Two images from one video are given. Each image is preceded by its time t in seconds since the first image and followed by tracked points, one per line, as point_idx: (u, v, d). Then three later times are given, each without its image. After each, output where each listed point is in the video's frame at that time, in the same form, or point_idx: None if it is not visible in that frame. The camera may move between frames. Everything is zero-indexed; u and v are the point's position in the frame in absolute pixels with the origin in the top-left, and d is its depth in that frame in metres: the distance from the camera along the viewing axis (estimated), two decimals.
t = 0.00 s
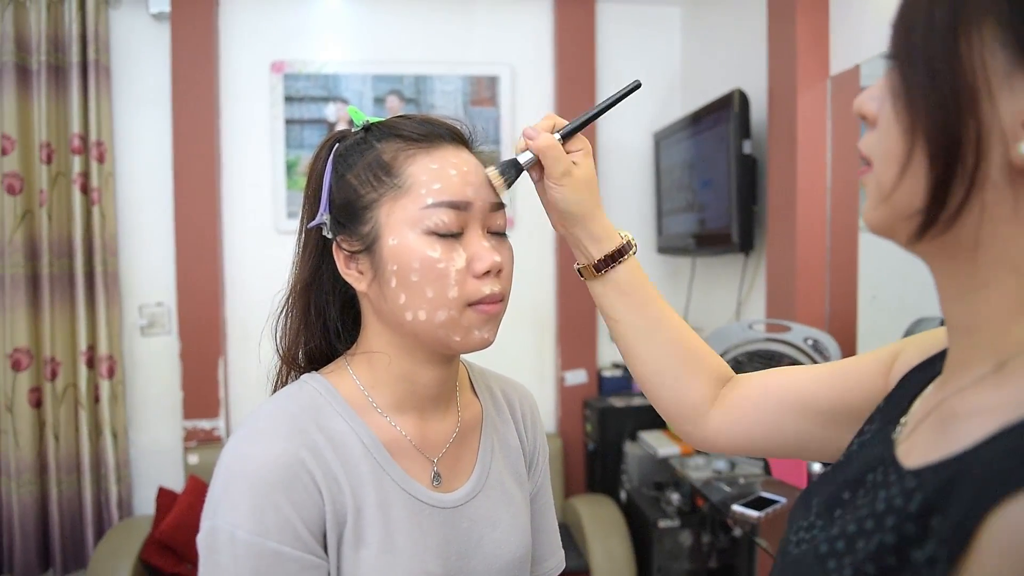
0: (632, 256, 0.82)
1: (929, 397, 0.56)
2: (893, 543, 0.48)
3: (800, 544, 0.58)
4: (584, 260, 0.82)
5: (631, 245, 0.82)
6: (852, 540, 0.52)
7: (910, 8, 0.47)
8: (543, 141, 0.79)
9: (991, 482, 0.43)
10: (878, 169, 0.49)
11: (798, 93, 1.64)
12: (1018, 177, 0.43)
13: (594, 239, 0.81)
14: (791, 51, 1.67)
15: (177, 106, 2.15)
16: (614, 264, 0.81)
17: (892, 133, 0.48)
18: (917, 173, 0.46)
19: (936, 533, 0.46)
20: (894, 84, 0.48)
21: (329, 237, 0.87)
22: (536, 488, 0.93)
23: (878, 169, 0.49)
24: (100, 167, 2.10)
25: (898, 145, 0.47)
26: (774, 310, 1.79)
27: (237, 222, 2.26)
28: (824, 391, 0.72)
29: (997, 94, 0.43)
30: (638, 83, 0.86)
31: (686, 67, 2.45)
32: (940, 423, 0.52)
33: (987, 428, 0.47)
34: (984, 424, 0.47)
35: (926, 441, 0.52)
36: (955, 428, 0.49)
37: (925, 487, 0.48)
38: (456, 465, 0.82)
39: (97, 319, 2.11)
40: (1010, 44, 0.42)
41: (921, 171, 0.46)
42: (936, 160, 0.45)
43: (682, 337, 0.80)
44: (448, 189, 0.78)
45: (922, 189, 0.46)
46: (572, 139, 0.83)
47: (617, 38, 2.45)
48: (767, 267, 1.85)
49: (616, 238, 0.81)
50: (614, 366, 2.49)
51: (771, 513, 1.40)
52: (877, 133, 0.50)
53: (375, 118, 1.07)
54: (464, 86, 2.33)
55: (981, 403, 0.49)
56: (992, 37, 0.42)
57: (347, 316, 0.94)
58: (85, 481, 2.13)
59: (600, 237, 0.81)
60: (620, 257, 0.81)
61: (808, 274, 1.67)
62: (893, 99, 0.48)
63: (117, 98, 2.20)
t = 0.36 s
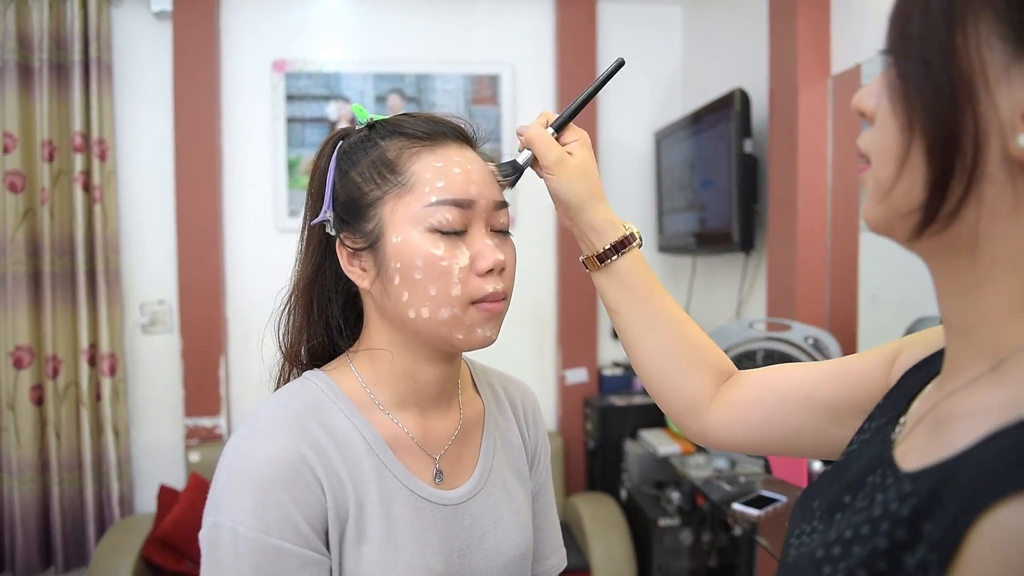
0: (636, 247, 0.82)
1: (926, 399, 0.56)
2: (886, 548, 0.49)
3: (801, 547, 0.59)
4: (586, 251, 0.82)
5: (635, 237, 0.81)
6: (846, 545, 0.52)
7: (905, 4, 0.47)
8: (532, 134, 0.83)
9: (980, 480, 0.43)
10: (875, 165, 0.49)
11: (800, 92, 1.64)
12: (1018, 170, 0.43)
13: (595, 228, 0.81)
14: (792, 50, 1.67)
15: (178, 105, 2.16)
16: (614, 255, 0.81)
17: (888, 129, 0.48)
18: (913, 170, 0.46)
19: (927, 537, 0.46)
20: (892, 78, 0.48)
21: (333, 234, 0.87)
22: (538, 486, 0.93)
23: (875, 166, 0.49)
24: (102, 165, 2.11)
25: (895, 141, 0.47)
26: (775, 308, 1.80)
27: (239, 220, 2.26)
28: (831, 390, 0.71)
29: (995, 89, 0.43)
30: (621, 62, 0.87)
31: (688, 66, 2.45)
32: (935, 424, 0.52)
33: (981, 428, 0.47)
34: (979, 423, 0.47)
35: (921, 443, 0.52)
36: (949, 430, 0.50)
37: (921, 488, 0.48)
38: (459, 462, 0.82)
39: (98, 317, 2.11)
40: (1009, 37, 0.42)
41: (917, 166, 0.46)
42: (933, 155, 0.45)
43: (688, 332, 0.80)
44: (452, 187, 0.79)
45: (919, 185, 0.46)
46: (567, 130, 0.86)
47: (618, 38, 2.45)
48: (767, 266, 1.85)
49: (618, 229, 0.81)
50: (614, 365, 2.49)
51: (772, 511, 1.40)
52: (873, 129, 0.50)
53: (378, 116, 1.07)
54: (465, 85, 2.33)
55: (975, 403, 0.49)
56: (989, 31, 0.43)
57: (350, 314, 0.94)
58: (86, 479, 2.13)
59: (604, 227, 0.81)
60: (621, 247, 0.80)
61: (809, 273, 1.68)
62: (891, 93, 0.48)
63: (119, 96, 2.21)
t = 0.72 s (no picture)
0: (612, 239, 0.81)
1: (929, 400, 0.57)
2: (891, 551, 0.49)
3: (805, 549, 0.59)
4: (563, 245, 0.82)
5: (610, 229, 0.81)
6: (852, 547, 0.52)
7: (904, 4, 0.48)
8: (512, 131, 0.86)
9: (992, 481, 0.43)
10: (877, 164, 0.49)
11: (795, 93, 1.65)
12: (1019, 167, 0.43)
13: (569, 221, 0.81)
14: (787, 51, 1.67)
15: (173, 105, 2.15)
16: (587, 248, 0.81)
17: (890, 127, 0.48)
18: (916, 167, 0.46)
19: (935, 541, 0.46)
20: (892, 78, 0.49)
21: (329, 233, 0.87)
22: (534, 487, 0.94)
23: (877, 165, 0.49)
24: (96, 165, 2.10)
25: (898, 139, 0.48)
26: (769, 309, 1.80)
27: (234, 220, 2.25)
28: (822, 380, 0.72)
29: (998, 85, 0.43)
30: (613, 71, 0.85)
31: (683, 68, 2.46)
32: (942, 425, 0.52)
33: (991, 430, 0.47)
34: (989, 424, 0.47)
35: (928, 446, 0.52)
36: (958, 431, 0.50)
37: (929, 491, 0.48)
38: (455, 463, 0.82)
39: (92, 317, 2.10)
40: (1010, 33, 0.42)
41: (920, 164, 0.46)
42: (936, 152, 0.45)
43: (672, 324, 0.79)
44: (450, 188, 0.79)
45: (923, 182, 0.46)
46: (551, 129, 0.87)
47: (613, 39, 2.46)
48: (762, 267, 1.86)
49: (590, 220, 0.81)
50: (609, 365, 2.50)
51: (767, 511, 1.40)
52: (874, 129, 0.50)
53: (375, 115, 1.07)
54: (460, 86, 2.33)
55: (982, 405, 0.49)
56: (989, 25, 0.43)
57: (346, 314, 0.94)
58: (80, 480, 2.12)
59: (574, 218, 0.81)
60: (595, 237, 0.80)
61: (803, 274, 1.68)
62: (891, 93, 0.49)
63: (113, 96, 2.20)
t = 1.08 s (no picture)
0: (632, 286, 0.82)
1: (931, 405, 0.57)
2: (894, 553, 0.49)
3: (804, 551, 0.58)
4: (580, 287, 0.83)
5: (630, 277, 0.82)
6: (852, 549, 0.52)
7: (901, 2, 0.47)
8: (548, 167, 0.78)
9: (995, 481, 0.44)
10: (874, 161, 0.49)
11: (792, 93, 1.65)
12: (1019, 168, 0.43)
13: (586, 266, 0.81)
14: (785, 51, 1.68)
15: (170, 103, 2.15)
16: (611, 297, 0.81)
17: (889, 125, 0.48)
18: (915, 165, 0.47)
19: (937, 542, 0.46)
20: (891, 76, 0.49)
21: (328, 231, 0.87)
22: (531, 486, 0.93)
23: (875, 163, 0.49)
24: (93, 163, 2.09)
25: (896, 137, 0.48)
26: (766, 308, 1.81)
27: (231, 219, 2.25)
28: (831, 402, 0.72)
29: (997, 85, 0.43)
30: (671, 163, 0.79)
31: (680, 67, 2.47)
32: (944, 428, 0.52)
33: (992, 432, 0.47)
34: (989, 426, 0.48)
35: (931, 449, 0.52)
36: (961, 432, 0.50)
37: (931, 493, 0.48)
38: (451, 463, 0.82)
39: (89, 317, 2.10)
40: (1009, 32, 0.42)
41: (918, 164, 0.46)
42: (935, 152, 0.45)
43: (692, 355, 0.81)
44: (449, 186, 0.79)
45: (920, 182, 0.47)
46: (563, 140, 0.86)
47: (611, 38, 2.46)
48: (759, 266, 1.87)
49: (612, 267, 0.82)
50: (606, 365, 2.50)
51: (763, 511, 1.41)
52: (872, 126, 0.50)
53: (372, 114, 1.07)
54: (458, 85, 2.33)
55: (984, 406, 0.49)
56: (989, 24, 0.43)
57: (344, 312, 0.93)
58: (76, 480, 2.12)
59: (597, 268, 0.81)
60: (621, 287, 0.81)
61: (800, 273, 1.69)
62: (889, 92, 0.49)
63: (110, 94, 2.19)
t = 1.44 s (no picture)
0: (635, 296, 0.83)
1: (931, 412, 0.55)
2: (884, 559, 0.48)
3: (804, 558, 0.58)
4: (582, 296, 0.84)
5: (633, 286, 0.82)
6: (846, 556, 0.52)
7: None
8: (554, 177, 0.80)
9: (981, 482, 0.43)
10: (869, 166, 0.48)
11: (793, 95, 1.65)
12: (1017, 173, 0.42)
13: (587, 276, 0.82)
14: (786, 53, 1.68)
15: (173, 106, 2.15)
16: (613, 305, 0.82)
17: (883, 128, 0.46)
18: (908, 171, 0.45)
19: (925, 550, 0.45)
20: (882, 78, 0.47)
21: (331, 234, 0.88)
22: (531, 489, 0.94)
23: (869, 168, 0.48)
24: (96, 166, 2.10)
25: (890, 142, 0.46)
26: (768, 310, 1.81)
27: (233, 221, 2.26)
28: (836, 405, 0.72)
29: (992, 87, 0.41)
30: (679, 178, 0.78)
31: (681, 69, 2.47)
32: (942, 434, 0.51)
33: (984, 438, 0.46)
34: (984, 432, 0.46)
35: (928, 453, 0.51)
36: (956, 439, 0.49)
37: (924, 496, 0.47)
38: (453, 464, 0.83)
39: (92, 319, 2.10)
40: (1002, 32, 0.40)
41: (912, 169, 0.45)
42: (928, 159, 0.44)
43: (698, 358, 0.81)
44: (452, 189, 0.79)
45: (915, 188, 0.45)
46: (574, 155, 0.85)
47: (613, 40, 2.46)
48: (760, 268, 1.87)
49: (614, 276, 0.83)
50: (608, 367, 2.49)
51: (765, 513, 1.41)
52: (866, 128, 0.48)
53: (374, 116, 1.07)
54: (460, 87, 2.34)
55: (980, 413, 0.48)
56: (982, 25, 0.41)
57: (346, 314, 0.94)
58: (79, 482, 2.12)
59: (598, 277, 0.82)
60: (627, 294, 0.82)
61: (802, 275, 1.69)
62: (881, 94, 0.47)
63: (113, 97, 2.20)
